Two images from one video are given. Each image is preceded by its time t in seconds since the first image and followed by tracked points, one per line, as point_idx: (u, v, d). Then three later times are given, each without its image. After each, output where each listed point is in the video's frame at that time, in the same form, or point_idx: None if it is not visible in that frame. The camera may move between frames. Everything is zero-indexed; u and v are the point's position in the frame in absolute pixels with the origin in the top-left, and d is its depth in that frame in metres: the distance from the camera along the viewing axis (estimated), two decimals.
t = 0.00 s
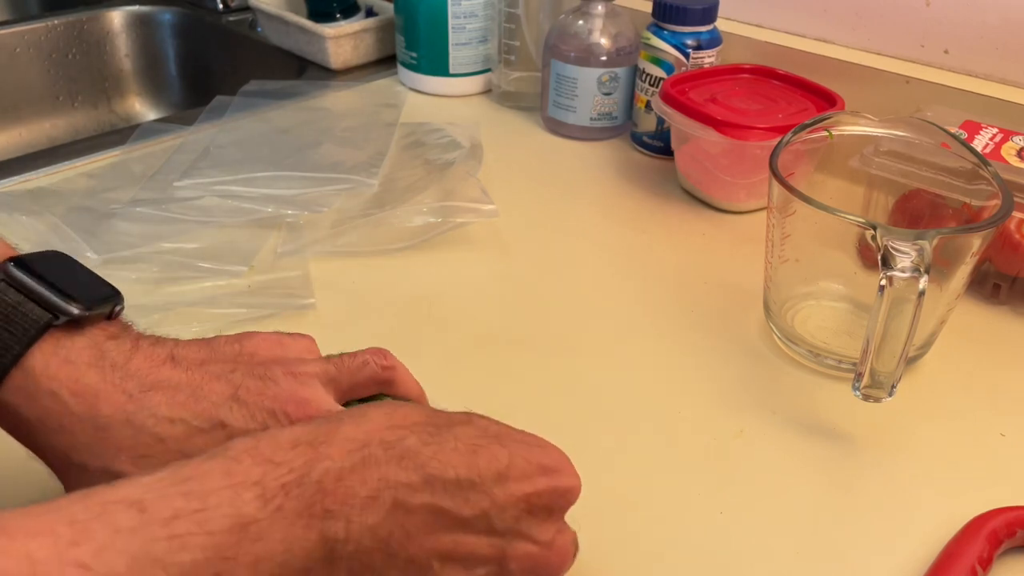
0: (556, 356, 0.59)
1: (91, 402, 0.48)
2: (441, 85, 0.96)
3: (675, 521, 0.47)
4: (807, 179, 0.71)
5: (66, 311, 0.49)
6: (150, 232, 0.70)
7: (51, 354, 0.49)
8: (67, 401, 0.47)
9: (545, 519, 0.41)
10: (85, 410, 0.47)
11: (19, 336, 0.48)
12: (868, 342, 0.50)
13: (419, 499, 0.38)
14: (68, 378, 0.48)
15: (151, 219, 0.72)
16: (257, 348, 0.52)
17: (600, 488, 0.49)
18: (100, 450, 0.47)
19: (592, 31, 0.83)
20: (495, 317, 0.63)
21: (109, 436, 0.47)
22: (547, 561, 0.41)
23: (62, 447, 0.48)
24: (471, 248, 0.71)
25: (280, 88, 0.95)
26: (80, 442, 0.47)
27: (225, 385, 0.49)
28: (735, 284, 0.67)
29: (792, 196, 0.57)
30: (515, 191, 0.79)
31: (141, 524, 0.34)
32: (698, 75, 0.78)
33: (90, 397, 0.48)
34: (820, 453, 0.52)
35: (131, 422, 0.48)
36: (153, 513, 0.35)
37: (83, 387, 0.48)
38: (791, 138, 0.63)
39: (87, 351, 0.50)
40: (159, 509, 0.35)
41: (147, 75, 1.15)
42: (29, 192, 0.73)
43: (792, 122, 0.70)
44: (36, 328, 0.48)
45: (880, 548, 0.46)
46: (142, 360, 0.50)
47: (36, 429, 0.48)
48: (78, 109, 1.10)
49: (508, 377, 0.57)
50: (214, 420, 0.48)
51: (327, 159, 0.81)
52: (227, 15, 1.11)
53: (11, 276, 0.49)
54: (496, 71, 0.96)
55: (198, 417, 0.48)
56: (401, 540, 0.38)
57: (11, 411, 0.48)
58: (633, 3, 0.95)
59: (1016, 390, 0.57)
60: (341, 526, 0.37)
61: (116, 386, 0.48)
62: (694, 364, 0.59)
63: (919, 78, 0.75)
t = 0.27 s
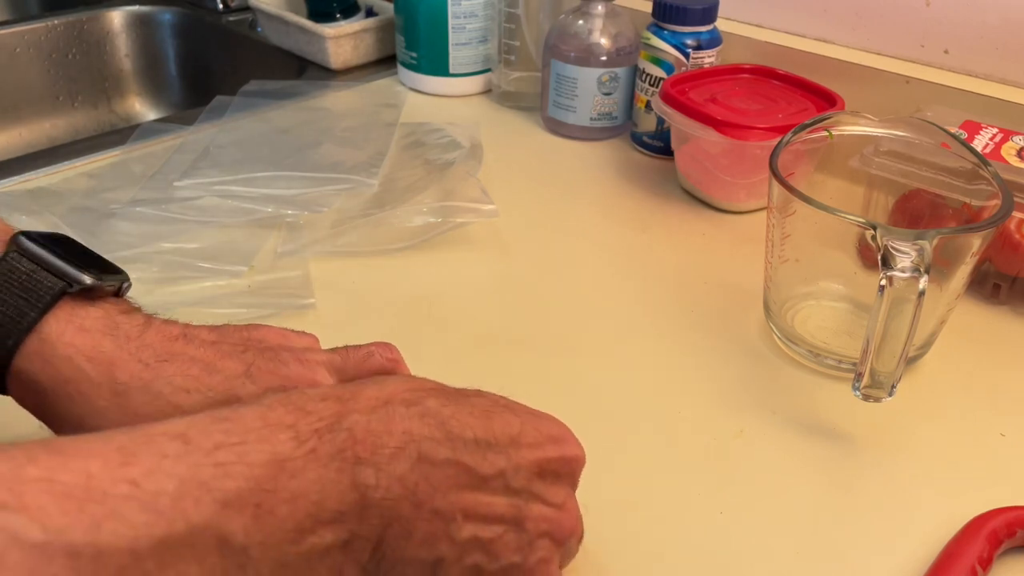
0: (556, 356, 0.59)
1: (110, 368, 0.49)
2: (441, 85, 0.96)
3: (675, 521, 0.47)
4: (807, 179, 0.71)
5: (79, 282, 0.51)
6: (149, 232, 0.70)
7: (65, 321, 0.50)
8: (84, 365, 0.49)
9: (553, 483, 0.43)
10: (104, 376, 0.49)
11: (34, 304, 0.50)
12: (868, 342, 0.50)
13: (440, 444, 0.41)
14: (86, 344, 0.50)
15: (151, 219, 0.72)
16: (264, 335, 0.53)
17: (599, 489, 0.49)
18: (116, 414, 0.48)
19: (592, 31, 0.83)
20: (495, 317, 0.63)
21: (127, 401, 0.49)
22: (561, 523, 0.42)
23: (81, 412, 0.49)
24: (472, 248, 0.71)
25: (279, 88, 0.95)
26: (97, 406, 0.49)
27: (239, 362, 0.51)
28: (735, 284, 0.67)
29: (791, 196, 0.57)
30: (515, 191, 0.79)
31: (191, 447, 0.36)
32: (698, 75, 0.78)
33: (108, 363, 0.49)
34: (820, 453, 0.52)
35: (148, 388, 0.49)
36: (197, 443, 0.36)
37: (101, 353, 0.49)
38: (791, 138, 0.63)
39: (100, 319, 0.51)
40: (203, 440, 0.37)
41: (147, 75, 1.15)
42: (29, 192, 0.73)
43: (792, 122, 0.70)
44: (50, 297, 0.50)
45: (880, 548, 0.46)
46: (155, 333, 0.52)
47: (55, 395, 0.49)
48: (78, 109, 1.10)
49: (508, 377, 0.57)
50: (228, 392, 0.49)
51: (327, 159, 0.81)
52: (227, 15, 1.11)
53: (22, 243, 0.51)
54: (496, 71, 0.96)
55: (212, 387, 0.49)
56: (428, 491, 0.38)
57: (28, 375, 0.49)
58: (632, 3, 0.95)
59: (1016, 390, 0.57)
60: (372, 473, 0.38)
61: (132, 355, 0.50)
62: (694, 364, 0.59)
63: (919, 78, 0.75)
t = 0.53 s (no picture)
0: (556, 355, 0.59)
1: (126, 333, 0.50)
2: (441, 85, 0.96)
3: (675, 521, 0.47)
4: (807, 179, 0.71)
5: (93, 263, 0.54)
6: (149, 232, 0.70)
7: (82, 297, 0.52)
8: (92, 336, 0.49)
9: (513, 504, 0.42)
10: (119, 339, 0.49)
11: (54, 279, 0.52)
12: (868, 342, 0.50)
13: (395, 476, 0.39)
14: (103, 314, 0.51)
15: (151, 219, 0.72)
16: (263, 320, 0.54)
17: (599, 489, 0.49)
18: (133, 370, 0.47)
19: (592, 30, 0.83)
20: (495, 317, 0.63)
21: (143, 358, 0.48)
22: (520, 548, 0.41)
23: (97, 375, 0.48)
24: (472, 248, 0.71)
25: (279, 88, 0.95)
26: (115, 366, 0.48)
27: (246, 330, 0.51)
28: (735, 284, 0.67)
29: (791, 196, 0.57)
30: (515, 191, 0.79)
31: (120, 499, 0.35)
32: (698, 75, 0.78)
33: (124, 329, 0.50)
34: (820, 453, 0.52)
35: (163, 347, 0.49)
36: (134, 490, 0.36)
37: (118, 322, 0.50)
38: (791, 138, 0.63)
39: (115, 296, 0.53)
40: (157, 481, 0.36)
41: (147, 75, 1.15)
42: (29, 192, 0.73)
43: (792, 122, 0.70)
44: (70, 273, 0.52)
45: (880, 548, 0.46)
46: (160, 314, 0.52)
47: (73, 363, 0.48)
48: (78, 109, 1.10)
49: (508, 377, 0.57)
50: (238, 348, 0.49)
51: (327, 159, 0.81)
52: (227, 15, 1.11)
53: (37, 229, 0.53)
54: (496, 71, 0.96)
55: (224, 346, 0.49)
56: (376, 537, 0.37)
57: (50, 346, 0.50)
58: (632, 3, 0.95)
59: (1015, 390, 0.57)
60: (313, 526, 0.36)
61: (147, 324, 0.51)
62: (694, 364, 0.59)
63: (919, 78, 0.75)
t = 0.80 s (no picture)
0: (556, 355, 0.59)
1: (131, 326, 0.50)
2: (441, 85, 0.96)
3: (675, 521, 0.47)
4: (807, 179, 0.71)
5: (96, 259, 0.54)
6: (150, 232, 0.70)
7: (87, 290, 0.52)
8: (98, 326, 0.49)
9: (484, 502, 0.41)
10: (124, 332, 0.49)
11: (59, 273, 0.52)
12: (868, 342, 0.50)
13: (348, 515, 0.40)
14: (108, 308, 0.51)
15: (151, 219, 0.72)
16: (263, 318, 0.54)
17: (599, 489, 0.49)
18: (136, 363, 0.47)
19: (592, 30, 0.83)
20: (495, 317, 0.63)
21: (148, 351, 0.48)
22: None
23: (100, 368, 0.47)
24: (472, 248, 0.71)
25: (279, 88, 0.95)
26: (119, 358, 0.48)
27: (248, 326, 0.51)
28: (735, 284, 0.67)
29: (791, 196, 0.57)
30: (515, 191, 0.79)
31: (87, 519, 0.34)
32: (698, 75, 0.78)
33: (129, 322, 0.50)
34: (820, 453, 0.52)
35: (167, 341, 0.49)
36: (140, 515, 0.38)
37: (123, 315, 0.50)
38: (791, 138, 0.63)
39: (118, 292, 0.53)
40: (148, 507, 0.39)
41: (147, 75, 1.15)
42: (29, 192, 0.73)
43: (792, 122, 0.70)
44: (74, 266, 0.52)
45: (880, 547, 0.46)
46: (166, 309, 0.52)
47: (77, 356, 0.48)
48: (78, 109, 1.10)
49: (508, 376, 0.57)
50: (241, 344, 0.49)
51: (327, 159, 0.81)
52: (227, 15, 1.11)
53: (41, 226, 0.54)
54: (496, 72, 0.96)
55: (226, 341, 0.49)
56: None
57: (54, 339, 0.49)
58: (632, 3, 0.95)
59: (1015, 390, 0.57)
60: None
61: (151, 318, 0.51)
62: (694, 364, 0.59)
63: (919, 78, 0.75)
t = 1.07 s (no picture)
0: (556, 355, 0.59)
1: (134, 325, 0.50)
2: (441, 85, 0.96)
3: (675, 521, 0.47)
4: (807, 180, 0.71)
5: (100, 260, 0.54)
6: (150, 232, 0.70)
7: (91, 290, 0.52)
8: (101, 324, 0.49)
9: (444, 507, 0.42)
10: (127, 330, 0.49)
11: (64, 272, 0.52)
12: (868, 342, 0.50)
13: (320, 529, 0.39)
14: (111, 306, 0.51)
15: (151, 219, 0.72)
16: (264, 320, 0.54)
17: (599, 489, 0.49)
18: (140, 361, 0.47)
19: (592, 30, 0.83)
20: (495, 317, 0.63)
21: (150, 349, 0.48)
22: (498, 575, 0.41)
23: (104, 366, 0.47)
24: (472, 248, 0.71)
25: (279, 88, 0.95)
26: (121, 357, 0.48)
27: (249, 326, 0.51)
28: (735, 284, 0.67)
29: (791, 195, 0.57)
30: (515, 191, 0.79)
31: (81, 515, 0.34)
32: (698, 75, 0.78)
33: (132, 320, 0.50)
34: (820, 454, 0.52)
35: (169, 338, 0.49)
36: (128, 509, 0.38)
37: (125, 314, 0.50)
38: (791, 138, 0.63)
39: (122, 292, 0.53)
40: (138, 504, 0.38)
41: (147, 75, 1.15)
42: (30, 193, 0.73)
43: (792, 122, 0.70)
44: (80, 266, 0.52)
45: (880, 547, 0.46)
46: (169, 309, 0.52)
47: (80, 354, 0.48)
48: (78, 109, 1.10)
49: (508, 377, 0.57)
50: (243, 342, 0.49)
51: (327, 159, 0.81)
52: (227, 15, 1.11)
53: (45, 227, 0.53)
54: (496, 71, 0.96)
55: (229, 340, 0.50)
56: None
57: (57, 338, 0.49)
58: (632, 3, 0.95)
59: (1014, 390, 0.57)
60: None
61: (154, 317, 0.51)
62: (694, 364, 0.59)
63: (919, 78, 0.75)
